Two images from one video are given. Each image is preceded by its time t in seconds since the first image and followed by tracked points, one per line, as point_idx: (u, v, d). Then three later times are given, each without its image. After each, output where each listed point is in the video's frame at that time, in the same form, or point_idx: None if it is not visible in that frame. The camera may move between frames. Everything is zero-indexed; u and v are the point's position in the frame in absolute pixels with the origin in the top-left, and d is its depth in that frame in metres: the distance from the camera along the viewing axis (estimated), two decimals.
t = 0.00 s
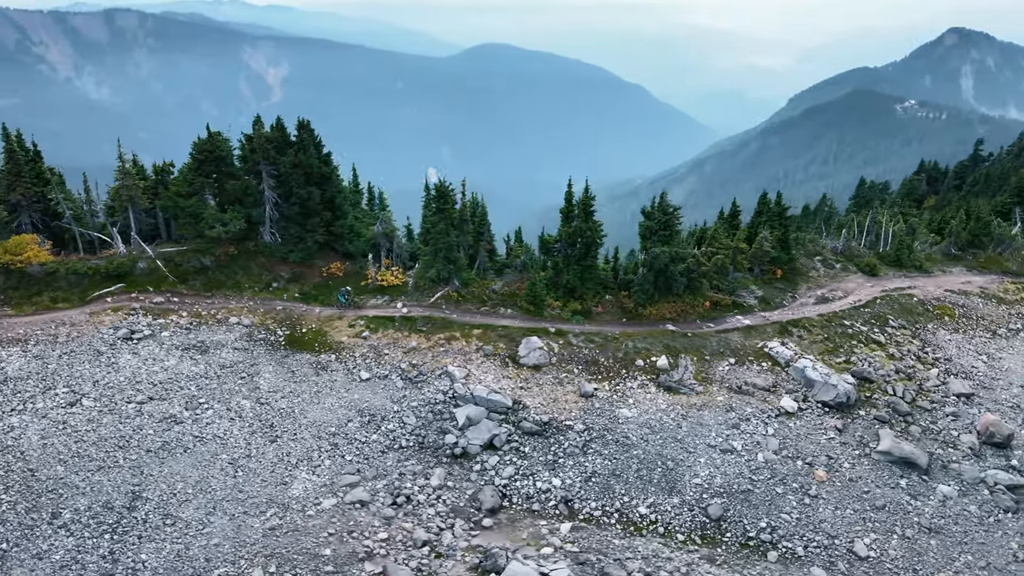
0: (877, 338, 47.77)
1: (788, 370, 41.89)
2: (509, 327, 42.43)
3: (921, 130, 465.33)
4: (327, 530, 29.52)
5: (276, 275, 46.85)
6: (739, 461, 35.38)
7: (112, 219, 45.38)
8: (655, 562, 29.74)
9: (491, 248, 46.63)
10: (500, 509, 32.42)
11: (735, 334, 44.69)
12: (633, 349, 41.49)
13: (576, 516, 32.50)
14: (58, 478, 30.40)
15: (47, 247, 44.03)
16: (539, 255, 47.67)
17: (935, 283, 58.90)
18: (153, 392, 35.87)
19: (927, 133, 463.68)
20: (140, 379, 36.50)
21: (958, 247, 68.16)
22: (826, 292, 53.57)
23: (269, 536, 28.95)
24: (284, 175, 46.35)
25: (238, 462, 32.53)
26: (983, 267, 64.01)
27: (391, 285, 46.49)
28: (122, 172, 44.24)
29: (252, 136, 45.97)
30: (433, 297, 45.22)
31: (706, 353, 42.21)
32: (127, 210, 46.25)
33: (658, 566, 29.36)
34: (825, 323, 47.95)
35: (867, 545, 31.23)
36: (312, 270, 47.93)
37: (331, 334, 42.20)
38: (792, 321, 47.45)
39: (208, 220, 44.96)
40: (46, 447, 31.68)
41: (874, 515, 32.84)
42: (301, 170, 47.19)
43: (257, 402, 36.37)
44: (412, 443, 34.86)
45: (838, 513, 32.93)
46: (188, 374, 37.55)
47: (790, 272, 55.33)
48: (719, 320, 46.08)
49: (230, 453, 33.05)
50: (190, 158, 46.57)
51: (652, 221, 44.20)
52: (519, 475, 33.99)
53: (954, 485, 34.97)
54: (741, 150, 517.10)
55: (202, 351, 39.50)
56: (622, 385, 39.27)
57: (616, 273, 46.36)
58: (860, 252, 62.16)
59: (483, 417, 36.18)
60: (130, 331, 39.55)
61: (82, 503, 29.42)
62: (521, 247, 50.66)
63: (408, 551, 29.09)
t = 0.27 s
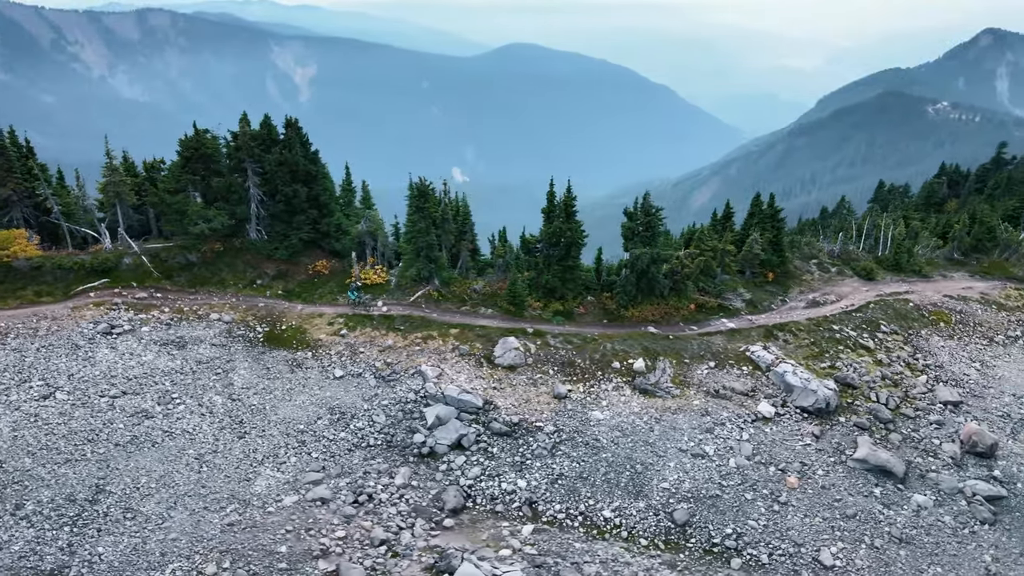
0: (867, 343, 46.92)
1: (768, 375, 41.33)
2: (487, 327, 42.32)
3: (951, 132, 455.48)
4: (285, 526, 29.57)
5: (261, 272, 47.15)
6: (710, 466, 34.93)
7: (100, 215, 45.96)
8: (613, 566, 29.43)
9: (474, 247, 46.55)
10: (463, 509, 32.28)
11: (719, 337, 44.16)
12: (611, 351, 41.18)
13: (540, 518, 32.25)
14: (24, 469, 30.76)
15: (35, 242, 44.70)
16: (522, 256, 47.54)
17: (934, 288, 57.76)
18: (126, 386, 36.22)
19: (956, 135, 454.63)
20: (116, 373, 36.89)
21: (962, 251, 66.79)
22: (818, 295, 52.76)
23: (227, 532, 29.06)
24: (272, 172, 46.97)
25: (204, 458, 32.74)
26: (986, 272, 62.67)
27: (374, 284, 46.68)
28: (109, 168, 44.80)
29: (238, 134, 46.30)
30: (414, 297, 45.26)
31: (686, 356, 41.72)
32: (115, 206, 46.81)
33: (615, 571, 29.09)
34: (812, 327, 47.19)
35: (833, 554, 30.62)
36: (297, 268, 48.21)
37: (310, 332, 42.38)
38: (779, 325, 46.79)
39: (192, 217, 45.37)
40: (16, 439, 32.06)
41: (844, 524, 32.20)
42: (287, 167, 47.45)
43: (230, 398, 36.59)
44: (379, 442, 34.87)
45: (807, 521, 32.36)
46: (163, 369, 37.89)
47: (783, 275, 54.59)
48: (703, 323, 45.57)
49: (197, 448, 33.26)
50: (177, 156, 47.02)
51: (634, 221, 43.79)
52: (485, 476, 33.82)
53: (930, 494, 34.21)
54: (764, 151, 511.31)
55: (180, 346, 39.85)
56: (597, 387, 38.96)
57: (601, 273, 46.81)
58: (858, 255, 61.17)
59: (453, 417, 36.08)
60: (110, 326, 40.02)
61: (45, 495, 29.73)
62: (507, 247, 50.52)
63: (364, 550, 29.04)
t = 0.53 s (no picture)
0: (846, 347, 46.31)
1: (740, 378, 40.90)
2: (459, 327, 42.25)
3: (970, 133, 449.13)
4: (237, 524, 29.59)
5: (238, 270, 47.36)
6: (672, 469, 34.62)
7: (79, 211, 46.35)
8: (564, 569, 29.13)
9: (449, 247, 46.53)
10: (420, 509, 32.18)
11: (693, 339, 43.78)
12: (581, 352, 40.96)
13: (497, 519, 32.04)
14: None
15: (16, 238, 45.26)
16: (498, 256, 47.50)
17: (923, 291, 56.96)
18: (94, 382, 36.50)
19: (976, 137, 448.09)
20: (84, 368, 37.18)
21: (956, 255, 65.87)
22: (801, 298, 52.20)
23: (179, 529, 29.13)
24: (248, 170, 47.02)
25: (164, 454, 32.90)
26: (979, 276, 61.72)
27: (350, 283, 46.78)
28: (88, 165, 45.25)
29: (216, 132, 46.54)
30: (388, 296, 45.28)
31: (658, 359, 41.38)
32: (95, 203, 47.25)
33: (565, 573, 28.78)
34: (791, 330, 46.68)
35: (790, 560, 30.19)
36: (275, 266, 48.41)
37: (283, 330, 42.49)
38: (757, 328, 46.29)
39: (170, 215, 45.72)
40: None
41: (804, 530, 31.78)
42: (265, 165, 47.68)
43: (196, 395, 36.78)
44: (341, 441, 34.89)
45: (766, 526, 31.96)
46: (133, 366, 38.15)
47: (766, 277, 54.08)
48: (679, 325, 45.19)
49: (158, 444, 33.42)
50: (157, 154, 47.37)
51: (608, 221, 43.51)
52: (444, 476, 33.72)
53: (895, 501, 33.68)
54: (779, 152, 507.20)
55: (152, 343, 40.12)
56: (565, 388, 38.75)
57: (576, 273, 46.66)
58: (846, 258, 60.51)
59: (416, 417, 36.00)
60: (83, 322, 40.36)
61: (2, 488, 29.99)
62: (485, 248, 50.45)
63: (314, 548, 28.97)
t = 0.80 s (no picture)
0: (820, 350, 45.91)
1: (707, 380, 40.61)
2: (426, 327, 42.28)
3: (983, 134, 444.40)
4: (186, 522, 29.60)
5: (212, 268, 47.55)
6: (629, 471, 34.44)
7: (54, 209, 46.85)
8: (509, 571, 28.86)
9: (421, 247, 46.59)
10: (373, 509, 32.11)
11: (662, 340, 43.57)
12: (546, 352, 40.90)
13: (449, 520, 31.91)
14: None
15: None
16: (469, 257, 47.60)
17: (905, 294, 56.45)
18: (56, 379, 36.71)
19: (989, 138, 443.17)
20: (48, 366, 37.41)
21: (941, 258, 65.29)
22: (778, 300, 51.84)
23: (126, 526, 29.15)
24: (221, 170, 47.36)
25: (119, 451, 33.02)
26: (964, 279, 61.11)
27: (322, 282, 46.93)
28: (61, 164, 45.60)
29: (189, 131, 46.81)
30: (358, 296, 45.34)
31: (624, 360, 41.20)
32: (70, 201, 47.59)
33: None
34: (764, 332, 46.33)
35: (740, 565, 29.90)
36: (250, 265, 48.62)
37: (251, 328, 42.62)
38: (729, 329, 45.99)
39: (142, 213, 46.05)
40: None
41: (757, 534, 31.51)
42: (238, 164, 47.96)
43: (157, 392, 36.91)
44: (298, 440, 34.90)
45: (719, 530, 31.70)
46: (97, 363, 38.32)
47: (743, 279, 53.76)
48: (650, 327, 44.98)
49: (115, 442, 33.53)
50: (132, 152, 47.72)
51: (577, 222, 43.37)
52: (399, 476, 33.66)
53: (854, 506, 33.35)
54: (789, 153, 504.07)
55: (119, 340, 40.32)
56: (528, 389, 38.63)
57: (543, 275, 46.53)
58: (828, 260, 60.10)
59: (375, 416, 35.98)
60: (51, 319, 40.63)
61: None
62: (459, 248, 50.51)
63: (260, 547, 28.89)
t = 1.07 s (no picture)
0: (791, 352, 45.57)
1: (671, 382, 40.40)
2: (392, 327, 42.44)
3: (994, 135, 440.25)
4: (133, 520, 29.54)
5: (184, 266, 47.72)
6: (584, 472, 34.34)
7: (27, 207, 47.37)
8: (453, 572, 28.47)
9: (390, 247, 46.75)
10: (324, 509, 31.95)
11: (629, 341, 43.46)
12: (510, 353, 40.94)
13: (400, 520, 31.67)
14: None
15: None
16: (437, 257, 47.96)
17: (884, 297, 56.03)
18: (18, 375, 36.85)
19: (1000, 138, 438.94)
20: (11, 362, 37.61)
21: (925, 260, 64.85)
22: (753, 302, 51.56)
23: (73, 524, 29.08)
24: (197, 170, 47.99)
25: (74, 448, 33.10)
26: (947, 281, 60.61)
27: (293, 281, 47.15)
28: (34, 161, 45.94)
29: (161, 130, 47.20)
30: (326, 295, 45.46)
31: (588, 361, 41.11)
32: (43, 198, 47.86)
33: None
34: (734, 334, 46.05)
35: (688, 569, 29.65)
36: (223, 263, 48.83)
37: (218, 326, 42.76)
38: (700, 331, 45.74)
39: (114, 211, 46.42)
40: None
41: (708, 538, 31.28)
42: (211, 163, 48.44)
43: (118, 390, 37.03)
44: (255, 438, 34.95)
45: (670, 533, 31.48)
46: (61, 360, 38.44)
47: (719, 280, 53.61)
48: (618, 328, 44.85)
49: (71, 439, 33.60)
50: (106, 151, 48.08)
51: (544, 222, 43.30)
52: (353, 476, 33.57)
53: (809, 510, 33.09)
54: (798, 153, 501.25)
55: (85, 337, 40.50)
56: (489, 390, 38.58)
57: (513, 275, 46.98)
58: (808, 262, 59.84)
59: (333, 415, 36.00)
60: (18, 315, 40.88)
61: None
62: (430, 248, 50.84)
63: (206, 546, 28.70)
